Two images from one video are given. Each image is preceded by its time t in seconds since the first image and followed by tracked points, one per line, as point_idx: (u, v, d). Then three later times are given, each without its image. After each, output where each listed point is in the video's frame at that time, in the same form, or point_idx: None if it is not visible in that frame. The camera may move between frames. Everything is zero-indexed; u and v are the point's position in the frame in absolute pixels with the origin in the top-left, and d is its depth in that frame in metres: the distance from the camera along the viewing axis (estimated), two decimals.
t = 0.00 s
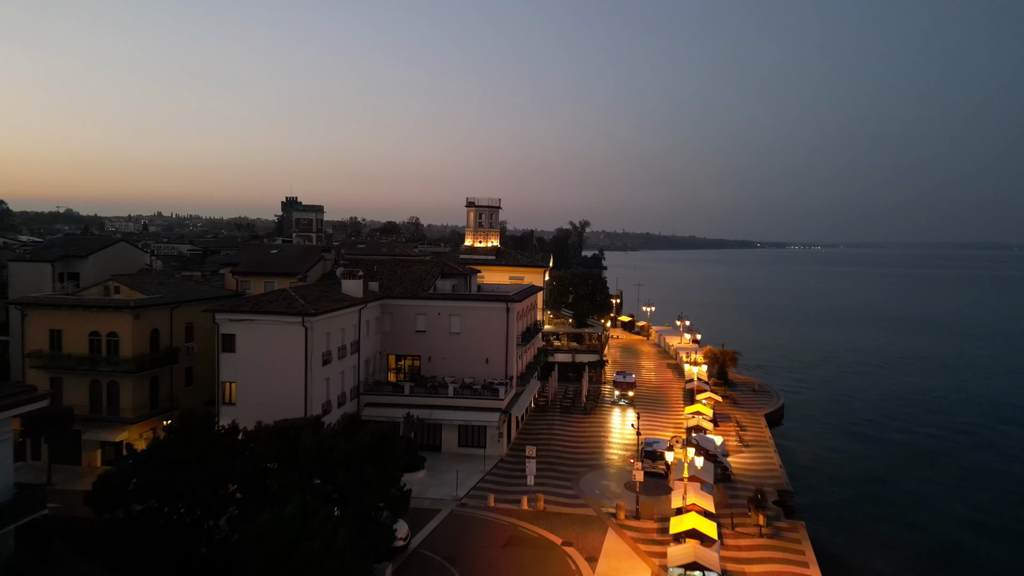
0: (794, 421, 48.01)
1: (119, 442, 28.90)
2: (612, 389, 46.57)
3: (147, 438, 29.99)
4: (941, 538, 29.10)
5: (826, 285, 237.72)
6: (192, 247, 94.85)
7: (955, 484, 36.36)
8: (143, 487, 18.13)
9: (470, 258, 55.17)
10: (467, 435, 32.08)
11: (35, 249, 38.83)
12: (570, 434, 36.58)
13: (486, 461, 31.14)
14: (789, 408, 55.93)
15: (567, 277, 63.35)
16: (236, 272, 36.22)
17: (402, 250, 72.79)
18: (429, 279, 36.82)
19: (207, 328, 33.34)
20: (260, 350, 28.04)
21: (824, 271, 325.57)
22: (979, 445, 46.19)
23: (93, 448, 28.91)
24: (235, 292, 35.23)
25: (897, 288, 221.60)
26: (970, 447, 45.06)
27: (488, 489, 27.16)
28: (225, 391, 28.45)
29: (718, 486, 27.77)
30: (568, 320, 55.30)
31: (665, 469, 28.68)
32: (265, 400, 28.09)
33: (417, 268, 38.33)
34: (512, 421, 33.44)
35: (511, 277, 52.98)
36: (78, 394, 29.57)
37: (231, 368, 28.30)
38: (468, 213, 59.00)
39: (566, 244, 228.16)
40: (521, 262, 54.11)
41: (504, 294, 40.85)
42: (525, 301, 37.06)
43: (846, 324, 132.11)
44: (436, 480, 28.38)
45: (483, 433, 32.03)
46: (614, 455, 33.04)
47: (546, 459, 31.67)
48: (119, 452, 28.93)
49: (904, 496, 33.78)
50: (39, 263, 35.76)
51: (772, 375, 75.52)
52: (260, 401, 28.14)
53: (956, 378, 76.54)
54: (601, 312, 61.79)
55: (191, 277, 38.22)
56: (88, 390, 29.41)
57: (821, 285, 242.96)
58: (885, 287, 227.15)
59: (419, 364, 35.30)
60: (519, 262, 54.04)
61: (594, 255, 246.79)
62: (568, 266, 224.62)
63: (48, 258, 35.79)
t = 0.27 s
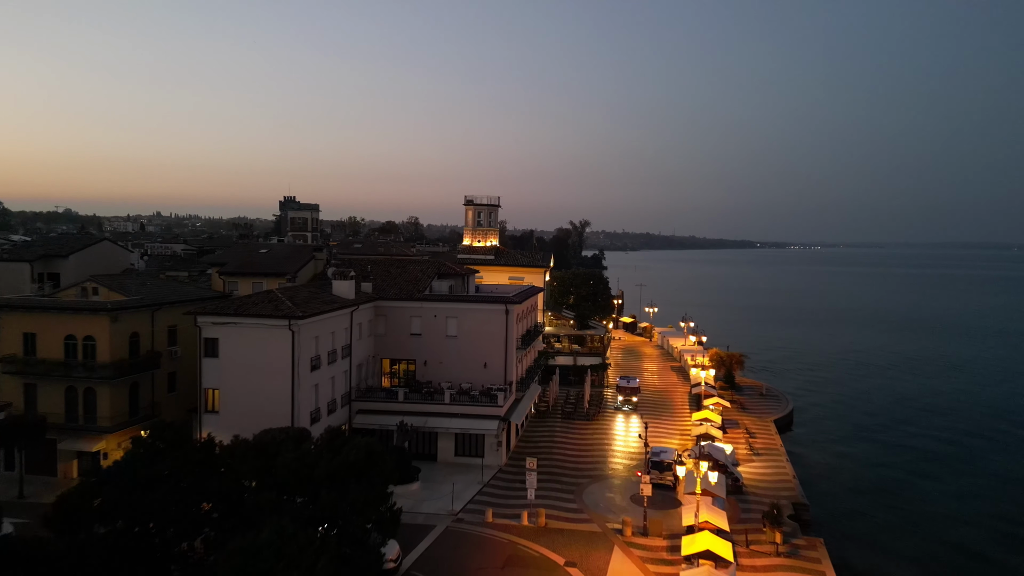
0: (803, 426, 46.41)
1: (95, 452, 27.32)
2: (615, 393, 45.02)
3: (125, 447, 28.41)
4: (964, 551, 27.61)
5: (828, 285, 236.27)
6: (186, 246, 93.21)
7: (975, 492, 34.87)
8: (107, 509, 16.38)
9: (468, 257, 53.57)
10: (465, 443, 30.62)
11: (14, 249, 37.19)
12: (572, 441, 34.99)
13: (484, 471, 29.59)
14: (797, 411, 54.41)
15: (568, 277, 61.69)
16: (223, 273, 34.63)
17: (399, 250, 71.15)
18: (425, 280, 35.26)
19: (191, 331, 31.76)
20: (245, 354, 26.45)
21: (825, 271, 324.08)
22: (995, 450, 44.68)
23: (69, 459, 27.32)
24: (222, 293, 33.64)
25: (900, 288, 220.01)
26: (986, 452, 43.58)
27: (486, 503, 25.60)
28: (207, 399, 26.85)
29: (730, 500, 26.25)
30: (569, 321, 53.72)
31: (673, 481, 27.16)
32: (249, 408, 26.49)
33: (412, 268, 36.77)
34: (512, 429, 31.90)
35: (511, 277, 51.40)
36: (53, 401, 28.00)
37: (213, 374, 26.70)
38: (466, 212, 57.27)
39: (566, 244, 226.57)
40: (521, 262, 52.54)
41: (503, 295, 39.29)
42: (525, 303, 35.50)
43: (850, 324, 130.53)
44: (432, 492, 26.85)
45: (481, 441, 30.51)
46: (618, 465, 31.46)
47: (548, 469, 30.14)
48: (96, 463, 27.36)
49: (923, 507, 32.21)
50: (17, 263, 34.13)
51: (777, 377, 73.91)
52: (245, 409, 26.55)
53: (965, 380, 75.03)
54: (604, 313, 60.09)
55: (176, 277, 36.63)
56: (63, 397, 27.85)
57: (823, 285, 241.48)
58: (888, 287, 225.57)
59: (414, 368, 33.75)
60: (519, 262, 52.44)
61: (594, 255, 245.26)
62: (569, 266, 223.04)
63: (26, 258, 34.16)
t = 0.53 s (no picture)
0: (813, 432, 44.75)
1: (67, 464, 25.61)
2: (619, 398, 43.35)
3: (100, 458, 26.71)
4: (994, 567, 25.94)
5: (830, 285, 234.73)
6: (180, 246, 91.41)
7: (997, 503, 33.22)
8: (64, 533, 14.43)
9: (466, 257, 51.88)
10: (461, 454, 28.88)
11: None
12: (574, 451, 33.31)
13: (481, 484, 27.88)
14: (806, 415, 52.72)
15: (569, 277, 60.04)
16: (208, 274, 32.95)
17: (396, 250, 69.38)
18: (420, 281, 33.59)
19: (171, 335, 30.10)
20: (225, 360, 24.75)
21: (827, 271, 322.51)
22: (1013, 456, 43.03)
23: (38, 471, 25.61)
24: (206, 295, 31.95)
25: (903, 288, 218.38)
26: (1004, 458, 41.95)
27: (484, 521, 23.88)
28: (186, 408, 25.13)
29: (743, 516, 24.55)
30: (570, 323, 52.07)
31: (683, 496, 25.48)
32: (230, 417, 24.77)
33: (406, 269, 35.09)
34: (511, 438, 30.21)
35: (510, 278, 49.73)
36: (23, 410, 26.32)
37: (192, 381, 24.98)
38: (464, 210, 55.49)
39: (566, 244, 225.06)
40: (520, 262, 50.88)
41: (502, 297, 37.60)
42: (525, 305, 33.82)
43: (855, 325, 128.86)
44: (426, 508, 25.14)
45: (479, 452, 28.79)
46: (624, 476, 29.80)
47: (549, 481, 28.42)
48: (68, 476, 25.65)
49: (945, 519, 30.58)
50: None
51: (783, 379, 72.25)
52: (226, 419, 24.83)
53: (975, 382, 73.38)
54: (606, 314, 58.44)
55: (159, 278, 34.93)
56: (34, 406, 26.18)
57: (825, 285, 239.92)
58: (890, 287, 224.02)
59: (408, 374, 32.08)
60: (518, 262, 50.83)
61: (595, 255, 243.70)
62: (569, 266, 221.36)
63: None
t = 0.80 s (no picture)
0: (827, 439, 42.78)
1: (30, 481, 23.69)
2: (623, 405, 41.43)
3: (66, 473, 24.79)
4: None
5: (834, 284, 232.69)
6: (174, 246, 89.40)
7: None
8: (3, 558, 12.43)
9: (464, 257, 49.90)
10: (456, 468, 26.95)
11: None
12: (577, 463, 31.36)
13: (478, 500, 25.96)
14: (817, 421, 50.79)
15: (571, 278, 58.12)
16: (189, 275, 31.04)
17: (392, 250, 67.31)
18: (413, 283, 31.65)
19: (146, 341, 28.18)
20: (200, 369, 22.83)
21: (829, 271, 320.50)
22: None
23: None
24: (185, 297, 30.02)
25: (907, 288, 216.28)
26: None
27: (480, 545, 21.96)
28: (158, 420, 23.22)
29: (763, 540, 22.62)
30: (572, 326, 50.14)
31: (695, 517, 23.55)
32: (205, 431, 22.87)
33: (399, 270, 33.14)
34: (510, 451, 28.28)
35: (509, 279, 47.76)
36: None
37: (164, 392, 23.07)
38: (462, 209, 53.51)
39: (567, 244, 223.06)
40: (520, 262, 48.83)
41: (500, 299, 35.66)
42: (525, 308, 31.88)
43: (860, 325, 126.82)
44: (418, 529, 23.22)
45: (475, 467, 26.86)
46: (630, 491, 27.85)
47: (550, 498, 26.50)
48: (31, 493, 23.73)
49: (974, 536, 28.63)
50: None
51: (791, 381, 70.27)
52: (201, 432, 22.93)
53: (988, 385, 71.40)
54: (609, 316, 56.54)
55: (138, 279, 32.99)
56: None
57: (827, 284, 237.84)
58: (894, 287, 221.98)
59: (401, 382, 30.17)
60: (518, 263, 48.61)
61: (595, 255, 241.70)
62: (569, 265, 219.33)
63: None
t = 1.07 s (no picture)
0: (840, 448, 41.00)
1: None
2: (627, 413, 39.60)
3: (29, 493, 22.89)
4: None
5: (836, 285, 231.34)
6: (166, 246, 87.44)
7: None
8: None
9: (462, 257, 48.18)
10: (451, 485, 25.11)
11: None
12: (580, 478, 29.51)
13: (475, 521, 24.12)
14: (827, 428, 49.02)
15: (572, 279, 56.34)
16: (167, 278, 29.16)
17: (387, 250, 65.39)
18: (406, 286, 29.81)
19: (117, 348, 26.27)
20: (171, 381, 20.97)
21: (829, 271, 318.88)
22: None
23: None
24: (162, 301, 28.15)
25: (909, 288, 214.68)
26: None
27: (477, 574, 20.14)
28: (126, 437, 21.35)
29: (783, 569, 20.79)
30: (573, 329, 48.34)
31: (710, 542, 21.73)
32: (177, 448, 21.02)
33: (392, 272, 31.29)
34: (510, 466, 26.43)
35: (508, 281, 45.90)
36: None
37: (134, 406, 21.21)
38: (459, 208, 51.58)
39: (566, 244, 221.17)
40: (521, 264, 46.79)
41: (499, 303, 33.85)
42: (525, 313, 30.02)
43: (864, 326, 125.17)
44: (409, 555, 21.38)
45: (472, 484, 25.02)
46: (638, 510, 26.01)
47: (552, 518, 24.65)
48: None
49: (1006, 558, 26.86)
50: None
51: (796, 385, 68.55)
52: (173, 450, 21.07)
53: (999, 389, 69.64)
54: (611, 318, 54.76)
55: (114, 282, 31.11)
56: None
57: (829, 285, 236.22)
58: (896, 287, 220.40)
59: (393, 391, 28.34)
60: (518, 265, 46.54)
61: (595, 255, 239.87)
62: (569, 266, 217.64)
63: None
